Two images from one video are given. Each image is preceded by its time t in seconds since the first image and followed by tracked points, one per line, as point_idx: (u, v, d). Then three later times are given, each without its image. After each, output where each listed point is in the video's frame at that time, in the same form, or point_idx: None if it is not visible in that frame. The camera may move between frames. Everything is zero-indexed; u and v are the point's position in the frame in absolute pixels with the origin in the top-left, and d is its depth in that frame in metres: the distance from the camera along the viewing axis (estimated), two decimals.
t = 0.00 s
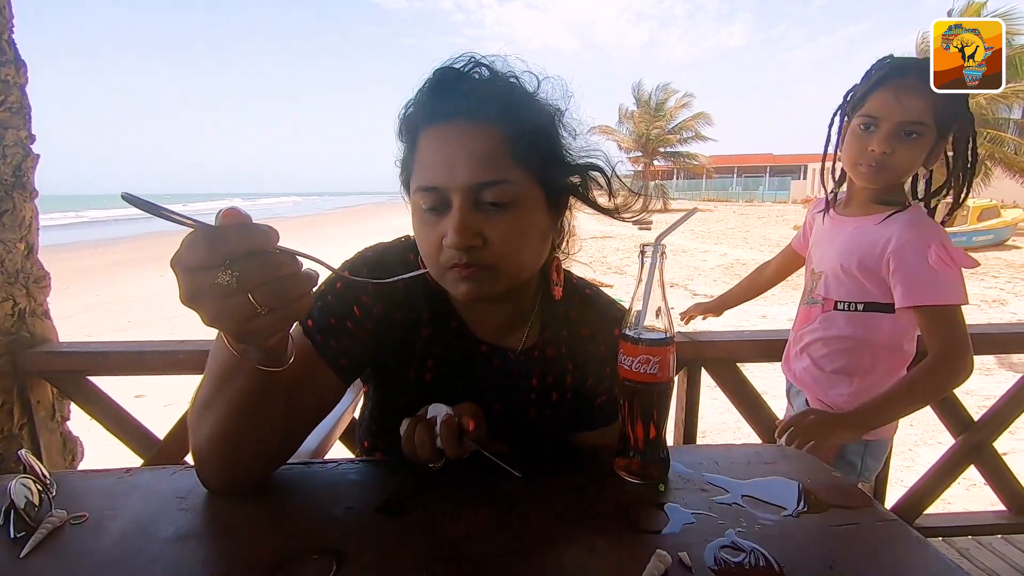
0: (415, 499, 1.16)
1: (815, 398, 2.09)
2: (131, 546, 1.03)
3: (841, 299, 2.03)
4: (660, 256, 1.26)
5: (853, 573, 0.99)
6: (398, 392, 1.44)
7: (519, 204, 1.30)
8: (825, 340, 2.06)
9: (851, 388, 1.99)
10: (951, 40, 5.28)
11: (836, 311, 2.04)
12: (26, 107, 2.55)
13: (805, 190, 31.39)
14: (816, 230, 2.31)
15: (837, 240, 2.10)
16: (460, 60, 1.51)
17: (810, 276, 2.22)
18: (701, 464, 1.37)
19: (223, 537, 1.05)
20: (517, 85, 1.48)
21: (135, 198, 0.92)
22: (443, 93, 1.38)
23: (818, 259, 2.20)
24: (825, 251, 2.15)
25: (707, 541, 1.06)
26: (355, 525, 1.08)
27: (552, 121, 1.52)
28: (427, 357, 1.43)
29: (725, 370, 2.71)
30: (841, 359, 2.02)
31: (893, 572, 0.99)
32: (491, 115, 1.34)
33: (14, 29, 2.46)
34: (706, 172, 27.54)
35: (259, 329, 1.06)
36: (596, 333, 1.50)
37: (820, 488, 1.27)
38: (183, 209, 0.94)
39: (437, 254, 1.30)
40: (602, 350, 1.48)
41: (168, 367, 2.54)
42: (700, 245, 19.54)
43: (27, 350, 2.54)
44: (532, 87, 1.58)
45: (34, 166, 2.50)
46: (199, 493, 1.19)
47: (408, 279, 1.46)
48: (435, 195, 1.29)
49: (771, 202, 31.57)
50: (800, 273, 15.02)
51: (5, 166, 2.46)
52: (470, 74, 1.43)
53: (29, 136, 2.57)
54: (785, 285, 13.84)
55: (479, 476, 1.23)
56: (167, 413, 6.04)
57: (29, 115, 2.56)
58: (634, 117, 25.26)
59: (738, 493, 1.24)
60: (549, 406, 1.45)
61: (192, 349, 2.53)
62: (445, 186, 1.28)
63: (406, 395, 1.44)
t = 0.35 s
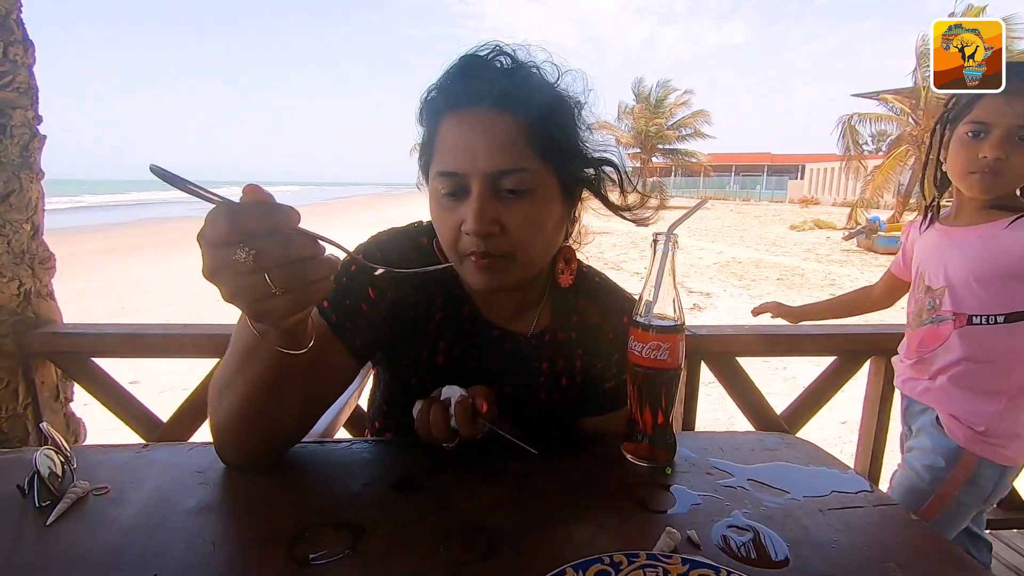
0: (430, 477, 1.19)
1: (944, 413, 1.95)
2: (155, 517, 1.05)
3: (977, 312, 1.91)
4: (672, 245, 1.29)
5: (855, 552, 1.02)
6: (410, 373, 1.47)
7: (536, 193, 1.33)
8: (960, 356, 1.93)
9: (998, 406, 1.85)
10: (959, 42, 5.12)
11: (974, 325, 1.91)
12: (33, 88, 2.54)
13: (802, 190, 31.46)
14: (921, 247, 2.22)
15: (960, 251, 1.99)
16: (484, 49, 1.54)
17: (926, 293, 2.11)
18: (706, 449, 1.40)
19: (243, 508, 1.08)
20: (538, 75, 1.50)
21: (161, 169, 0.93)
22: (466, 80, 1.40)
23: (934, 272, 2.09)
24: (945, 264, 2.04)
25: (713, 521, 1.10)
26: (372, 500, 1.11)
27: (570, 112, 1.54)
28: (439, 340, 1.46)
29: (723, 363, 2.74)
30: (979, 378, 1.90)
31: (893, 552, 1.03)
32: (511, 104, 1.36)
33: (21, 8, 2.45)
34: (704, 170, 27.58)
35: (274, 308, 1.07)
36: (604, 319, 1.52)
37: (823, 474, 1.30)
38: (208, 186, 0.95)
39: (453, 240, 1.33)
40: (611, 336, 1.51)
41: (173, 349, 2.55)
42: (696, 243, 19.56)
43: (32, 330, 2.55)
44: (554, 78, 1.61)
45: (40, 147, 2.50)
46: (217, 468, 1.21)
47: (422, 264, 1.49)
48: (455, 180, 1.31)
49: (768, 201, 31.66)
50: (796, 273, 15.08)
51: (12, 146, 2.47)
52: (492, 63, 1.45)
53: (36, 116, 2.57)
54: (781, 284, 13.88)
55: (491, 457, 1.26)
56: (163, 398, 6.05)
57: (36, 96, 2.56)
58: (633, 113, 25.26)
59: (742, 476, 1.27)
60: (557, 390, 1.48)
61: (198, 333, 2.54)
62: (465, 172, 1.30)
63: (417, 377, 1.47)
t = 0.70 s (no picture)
0: (425, 469, 1.19)
1: None
2: (148, 504, 1.04)
3: None
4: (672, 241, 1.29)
5: (847, 551, 1.03)
6: (406, 365, 1.47)
7: (538, 185, 1.32)
8: None
9: None
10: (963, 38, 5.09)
11: None
12: (31, 72, 2.52)
13: (799, 193, 31.54)
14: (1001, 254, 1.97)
15: None
16: (489, 41, 1.53)
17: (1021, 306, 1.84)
18: (701, 447, 1.40)
19: (237, 497, 1.07)
20: (542, 68, 1.50)
21: (137, 145, 0.90)
22: (470, 71, 1.40)
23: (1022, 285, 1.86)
24: None
25: (707, 518, 1.10)
26: (367, 491, 1.11)
27: (574, 107, 1.54)
28: (437, 332, 1.45)
29: (718, 363, 2.74)
30: None
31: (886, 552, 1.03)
32: (516, 96, 1.36)
33: None
34: (702, 170, 27.63)
35: (237, 307, 1.03)
36: (601, 314, 1.52)
37: (817, 473, 1.30)
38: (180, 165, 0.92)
39: (454, 231, 1.32)
40: (609, 332, 1.51)
41: (168, 339, 2.53)
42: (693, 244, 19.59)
43: (25, 317, 2.52)
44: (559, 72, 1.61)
45: (37, 131, 2.48)
46: (211, 457, 1.21)
47: (421, 257, 1.48)
48: (457, 171, 1.30)
49: (765, 204, 31.75)
50: (792, 276, 15.12)
51: (8, 130, 2.44)
52: (498, 54, 1.44)
53: (33, 100, 2.54)
54: (776, 286, 13.92)
55: (487, 451, 1.26)
56: (156, 389, 6.02)
57: (34, 79, 2.53)
58: (633, 112, 25.26)
59: (737, 474, 1.27)
60: (554, 384, 1.47)
61: (193, 322, 2.53)
62: (468, 163, 1.30)
63: (414, 370, 1.46)
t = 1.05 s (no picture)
0: (416, 466, 1.18)
1: None
2: (136, 499, 1.03)
3: None
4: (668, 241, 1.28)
5: (839, 554, 1.03)
6: (400, 362, 1.46)
7: (545, 184, 1.32)
8: None
9: None
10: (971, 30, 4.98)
11: None
12: (25, 62, 2.50)
13: (795, 196, 31.64)
14: None
15: None
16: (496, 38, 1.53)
17: None
18: (694, 448, 1.40)
19: (226, 492, 1.06)
20: (547, 67, 1.49)
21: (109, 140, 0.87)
22: (476, 68, 1.38)
23: None
24: None
25: (700, 519, 1.09)
26: (358, 488, 1.10)
27: (577, 105, 1.54)
28: (431, 329, 1.45)
29: (713, 364, 2.74)
30: None
31: (878, 555, 1.03)
32: (525, 94, 1.35)
33: None
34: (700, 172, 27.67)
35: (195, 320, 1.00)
36: (596, 313, 1.52)
37: (810, 476, 1.30)
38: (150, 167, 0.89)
39: (460, 228, 1.30)
40: (604, 330, 1.50)
41: (161, 333, 2.52)
42: (689, 245, 19.61)
43: (17, 309, 2.49)
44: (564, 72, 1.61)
45: (31, 122, 2.46)
46: (201, 452, 1.20)
47: (416, 253, 1.47)
48: (465, 168, 1.29)
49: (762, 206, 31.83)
50: (787, 279, 15.16)
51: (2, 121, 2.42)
52: (506, 52, 1.44)
53: (27, 90, 2.52)
54: (772, 289, 13.94)
55: (479, 449, 1.26)
56: (149, 383, 5.99)
57: (29, 69, 2.51)
58: (632, 112, 25.27)
59: (730, 476, 1.27)
60: (548, 382, 1.47)
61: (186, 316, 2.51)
62: (476, 160, 1.29)
63: (407, 366, 1.46)
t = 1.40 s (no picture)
0: (411, 464, 1.18)
1: None
2: (130, 494, 1.04)
3: None
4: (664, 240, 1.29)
5: (830, 554, 1.03)
6: (396, 359, 1.46)
7: (558, 169, 1.35)
8: None
9: None
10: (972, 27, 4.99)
11: None
12: (24, 57, 2.50)
13: (794, 198, 31.67)
14: None
15: None
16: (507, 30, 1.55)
17: None
18: (688, 447, 1.40)
19: (220, 488, 1.07)
20: (554, 60, 1.52)
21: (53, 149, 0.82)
22: (490, 54, 1.40)
23: None
24: None
25: (693, 519, 1.10)
26: (352, 485, 1.11)
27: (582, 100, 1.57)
28: (427, 326, 1.45)
29: (710, 365, 2.74)
30: None
31: (869, 555, 1.04)
32: (539, 82, 1.38)
33: None
34: (699, 173, 27.69)
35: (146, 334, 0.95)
36: (592, 311, 1.52)
37: (803, 476, 1.30)
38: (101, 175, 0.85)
39: (478, 209, 1.29)
40: (599, 329, 1.51)
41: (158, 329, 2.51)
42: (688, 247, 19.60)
43: (13, 304, 2.48)
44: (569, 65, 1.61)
45: (29, 117, 2.45)
46: (196, 447, 1.20)
47: (413, 250, 1.48)
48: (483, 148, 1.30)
49: (760, 208, 31.88)
50: (786, 280, 15.18)
51: None
52: (517, 41, 1.46)
53: (26, 85, 2.51)
54: (771, 290, 13.96)
55: (474, 447, 1.26)
56: (146, 380, 5.98)
57: (27, 64, 2.50)
58: (632, 113, 25.26)
59: (723, 476, 1.28)
60: (543, 380, 1.47)
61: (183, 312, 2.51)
62: (496, 141, 1.30)
63: (402, 364, 1.46)
